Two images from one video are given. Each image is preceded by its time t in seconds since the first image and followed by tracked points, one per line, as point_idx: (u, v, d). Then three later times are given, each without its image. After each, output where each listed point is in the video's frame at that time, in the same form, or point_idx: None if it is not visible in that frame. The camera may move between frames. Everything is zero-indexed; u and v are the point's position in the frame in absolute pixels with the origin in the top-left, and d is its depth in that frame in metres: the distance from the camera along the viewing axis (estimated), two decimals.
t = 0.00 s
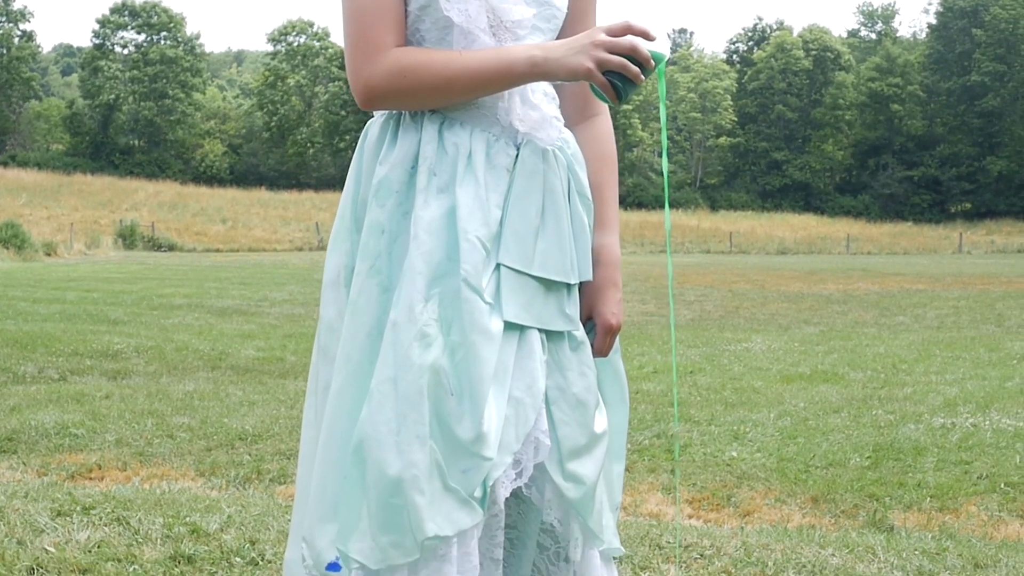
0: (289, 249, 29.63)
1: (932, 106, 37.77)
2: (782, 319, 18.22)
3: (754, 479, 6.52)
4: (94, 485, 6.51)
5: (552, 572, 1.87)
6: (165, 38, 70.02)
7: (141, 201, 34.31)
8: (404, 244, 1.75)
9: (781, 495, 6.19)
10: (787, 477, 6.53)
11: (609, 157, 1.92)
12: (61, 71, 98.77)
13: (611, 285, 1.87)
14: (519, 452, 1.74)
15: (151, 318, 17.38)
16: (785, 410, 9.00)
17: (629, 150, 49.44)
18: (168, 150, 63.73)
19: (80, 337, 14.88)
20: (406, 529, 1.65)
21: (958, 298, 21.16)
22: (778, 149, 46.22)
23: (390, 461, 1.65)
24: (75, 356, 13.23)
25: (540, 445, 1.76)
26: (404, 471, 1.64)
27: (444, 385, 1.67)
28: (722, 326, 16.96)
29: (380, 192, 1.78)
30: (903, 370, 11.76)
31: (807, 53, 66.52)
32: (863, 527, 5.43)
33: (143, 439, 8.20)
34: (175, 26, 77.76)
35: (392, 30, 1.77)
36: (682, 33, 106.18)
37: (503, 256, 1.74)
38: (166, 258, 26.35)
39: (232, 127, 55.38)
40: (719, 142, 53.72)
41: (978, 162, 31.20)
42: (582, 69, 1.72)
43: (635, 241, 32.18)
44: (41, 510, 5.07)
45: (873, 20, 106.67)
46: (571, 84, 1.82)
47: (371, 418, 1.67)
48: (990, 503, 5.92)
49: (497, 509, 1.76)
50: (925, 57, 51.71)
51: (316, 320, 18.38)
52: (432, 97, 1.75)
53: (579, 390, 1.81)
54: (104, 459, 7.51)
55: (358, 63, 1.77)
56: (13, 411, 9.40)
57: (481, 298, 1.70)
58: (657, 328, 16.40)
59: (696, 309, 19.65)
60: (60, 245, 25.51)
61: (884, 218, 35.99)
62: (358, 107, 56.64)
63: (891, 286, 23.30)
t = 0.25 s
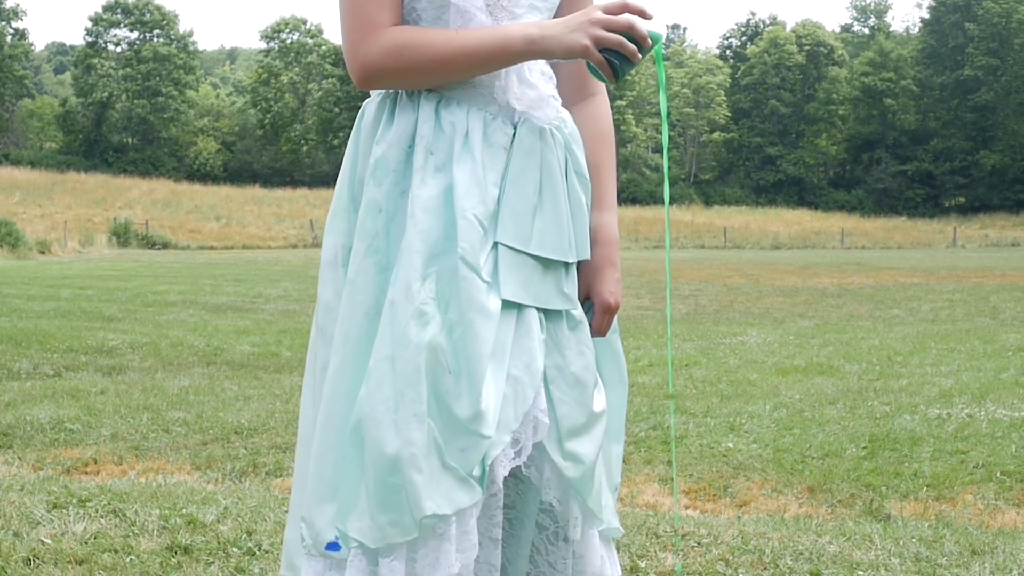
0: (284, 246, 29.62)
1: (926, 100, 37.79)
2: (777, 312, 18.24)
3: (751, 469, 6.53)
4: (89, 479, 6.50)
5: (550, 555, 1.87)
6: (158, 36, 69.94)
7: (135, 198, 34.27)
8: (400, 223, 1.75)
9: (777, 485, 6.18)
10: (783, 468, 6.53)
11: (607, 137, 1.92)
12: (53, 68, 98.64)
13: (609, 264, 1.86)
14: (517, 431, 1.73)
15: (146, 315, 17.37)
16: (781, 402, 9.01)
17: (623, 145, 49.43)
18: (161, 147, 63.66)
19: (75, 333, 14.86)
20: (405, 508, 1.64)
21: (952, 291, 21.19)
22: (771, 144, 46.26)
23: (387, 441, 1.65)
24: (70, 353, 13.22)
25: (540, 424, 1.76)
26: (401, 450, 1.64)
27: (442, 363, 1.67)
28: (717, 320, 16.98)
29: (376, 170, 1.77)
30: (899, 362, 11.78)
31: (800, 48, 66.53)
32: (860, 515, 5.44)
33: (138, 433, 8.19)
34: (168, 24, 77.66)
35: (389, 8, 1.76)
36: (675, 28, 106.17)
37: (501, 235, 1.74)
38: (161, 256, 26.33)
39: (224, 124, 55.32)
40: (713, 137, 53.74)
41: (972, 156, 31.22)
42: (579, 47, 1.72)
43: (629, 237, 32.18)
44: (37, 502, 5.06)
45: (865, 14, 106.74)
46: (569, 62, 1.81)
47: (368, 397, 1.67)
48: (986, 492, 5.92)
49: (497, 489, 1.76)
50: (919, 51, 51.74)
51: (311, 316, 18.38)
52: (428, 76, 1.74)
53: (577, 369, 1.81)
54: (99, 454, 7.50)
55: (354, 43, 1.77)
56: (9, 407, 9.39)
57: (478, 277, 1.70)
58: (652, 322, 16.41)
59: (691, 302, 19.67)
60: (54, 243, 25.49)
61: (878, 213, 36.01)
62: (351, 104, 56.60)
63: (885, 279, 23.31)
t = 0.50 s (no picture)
0: (281, 239, 29.59)
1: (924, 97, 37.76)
2: (774, 307, 18.23)
3: (748, 461, 6.53)
4: (87, 465, 6.49)
5: (550, 530, 1.87)
6: (156, 29, 69.79)
7: (132, 191, 34.23)
8: (403, 194, 1.75)
9: (775, 476, 6.17)
10: (780, 459, 6.53)
11: (609, 111, 1.92)
12: (51, 60, 98.48)
13: (610, 238, 1.86)
14: (518, 404, 1.73)
15: (143, 306, 17.35)
16: (778, 394, 9.01)
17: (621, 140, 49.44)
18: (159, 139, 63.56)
19: (72, 324, 14.85)
20: (406, 478, 1.64)
21: (949, 288, 21.19)
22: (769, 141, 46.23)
23: (388, 412, 1.64)
24: (67, 343, 13.20)
25: (540, 397, 1.75)
26: (403, 420, 1.64)
27: (443, 335, 1.67)
28: (714, 315, 16.97)
29: (379, 142, 1.77)
30: (896, 357, 11.78)
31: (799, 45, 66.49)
32: (857, 505, 5.43)
33: (135, 421, 8.19)
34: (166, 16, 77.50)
35: None
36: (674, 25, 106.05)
37: (503, 208, 1.73)
38: (158, 248, 26.29)
39: (223, 117, 55.28)
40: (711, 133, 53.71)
41: (970, 154, 31.21)
42: (583, 21, 1.73)
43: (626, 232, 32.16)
44: (33, 489, 5.06)
45: (863, 12, 106.68)
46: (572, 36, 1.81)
47: (371, 367, 1.67)
48: (982, 484, 5.92)
49: (496, 463, 1.75)
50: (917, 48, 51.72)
51: (308, 308, 18.36)
52: (430, 48, 1.74)
53: (578, 344, 1.80)
54: (96, 441, 7.49)
55: (357, 14, 1.77)
56: (5, 395, 9.38)
57: (479, 249, 1.70)
58: (649, 316, 16.41)
59: (688, 297, 19.67)
60: (51, 235, 25.46)
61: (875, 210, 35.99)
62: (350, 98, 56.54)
63: (882, 276, 23.29)
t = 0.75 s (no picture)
0: (278, 234, 29.58)
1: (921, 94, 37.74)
2: (771, 303, 18.24)
3: (745, 452, 6.53)
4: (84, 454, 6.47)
5: (550, 507, 1.87)
6: (154, 24, 69.70)
7: (129, 186, 34.20)
8: (404, 170, 1.75)
9: (772, 467, 6.17)
10: (777, 450, 6.54)
11: (611, 89, 1.91)
12: (48, 55, 98.38)
13: (612, 215, 1.86)
14: (518, 380, 1.72)
15: (140, 300, 17.34)
16: (775, 388, 9.03)
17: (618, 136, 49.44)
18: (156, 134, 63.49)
19: (69, 317, 14.84)
20: (406, 452, 1.64)
21: (947, 284, 21.21)
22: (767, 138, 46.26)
23: (389, 384, 1.64)
24: (64, 335, 13.20)
25: (541, 373, 1.75)
26: (403, 393, 1.64)
27: (445, 307, 1.67)
28: (711, 310, 16.98)
29: (380, 117, 1.77)
30: (893, 352, 11.80)
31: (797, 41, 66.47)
32: (854, 495, 5.43)
33: (132, 412, 8.18)
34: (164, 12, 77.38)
35: None
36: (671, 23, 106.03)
37: (505, 183, 1.73)
38: (155, 243, 26.28)
39: (220, 113, 55.25)
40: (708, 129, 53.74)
41: (967, 151, 31.21)
42: None
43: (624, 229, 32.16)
44: (30, 476, 5.05)
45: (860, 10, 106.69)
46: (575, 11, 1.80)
47: (370, 339, 1.67)
48: (980, 476, 5.92)
49: (496, 439, 1.75)
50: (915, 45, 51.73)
51: (305, 302, 18.35)
52: (434, 22, 1.74)
53: (580, 318, 1.80)
54: (93, 432, 7.48)
55: None
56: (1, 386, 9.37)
57: (482, 223, 1.69)
58: (647, 311, 16.42)
59: (685, 293, 19.68)
60: (49, 230, 25.45)
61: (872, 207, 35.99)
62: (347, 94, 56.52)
63: (879, 272, 23.28)
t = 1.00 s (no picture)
0: (277, 228, 29.59)
1: (921, 93, 37.72)
2: (770, 299, 18.24)
3: (743, 443, 6.53)
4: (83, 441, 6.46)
5: (552, 483, 1.86)
6: (154, 18, 69.62)
7: (128, 179, 34.19)
8: (409, 140, 1.76)
9: (770, 459, 6.17)
10: (775, 442, 6.54)
11: (617, 62, 1.91)
12: (48, 49, 98.28)
13: (617, 190, 1.85)
14: (522, 352, 1.73)
15: (139, 292, 17.35)
16: (775, 381, 9.03)
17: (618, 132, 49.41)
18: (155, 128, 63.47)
19: (67, 308, 14.82)
20: (408, 421, 1.64)
21: (946, 281, 21.20)
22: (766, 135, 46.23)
23: (392, 356, 1.65)
24: (62, 326, 13.22)
25: (545, 346, 1.75)
26: (406, 363, 1.64)
27: (448, 279, 1.67)
28: (710, 305, 16.99)
29: (386, 89, 1.79)
30: (892, 347, 11.80)
31: (797, 39, 66.44)
32: (852, 485, 5.43)
33: (130, 401, 8.18)
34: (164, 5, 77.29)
35: None
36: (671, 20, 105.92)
37: (509, 156, 1.74)
38: (154, 237, 26.28)
39: (220, 106, 55.20)
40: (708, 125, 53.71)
41: (966, 150, 31.19)
42: None
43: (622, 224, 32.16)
44: (28, 461, 5.06)
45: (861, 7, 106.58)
46: None
47: (374, 309, 1.67)
48: (978, 468, 5.90)
49: (498, 411, 1.75)
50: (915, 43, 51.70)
51: (304, 295, 18.35)
52: None
53: (583, 294, 1.80)
54: (91, 420, 7.46)
55: None
56: None
57: (486, 195, 1.70)
58: (646, 306, 16.41)
59: (684, 288, 19.67)
60: (48, 222, 25.45)
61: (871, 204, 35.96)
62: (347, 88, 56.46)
63: (877, 270, 23.27)
